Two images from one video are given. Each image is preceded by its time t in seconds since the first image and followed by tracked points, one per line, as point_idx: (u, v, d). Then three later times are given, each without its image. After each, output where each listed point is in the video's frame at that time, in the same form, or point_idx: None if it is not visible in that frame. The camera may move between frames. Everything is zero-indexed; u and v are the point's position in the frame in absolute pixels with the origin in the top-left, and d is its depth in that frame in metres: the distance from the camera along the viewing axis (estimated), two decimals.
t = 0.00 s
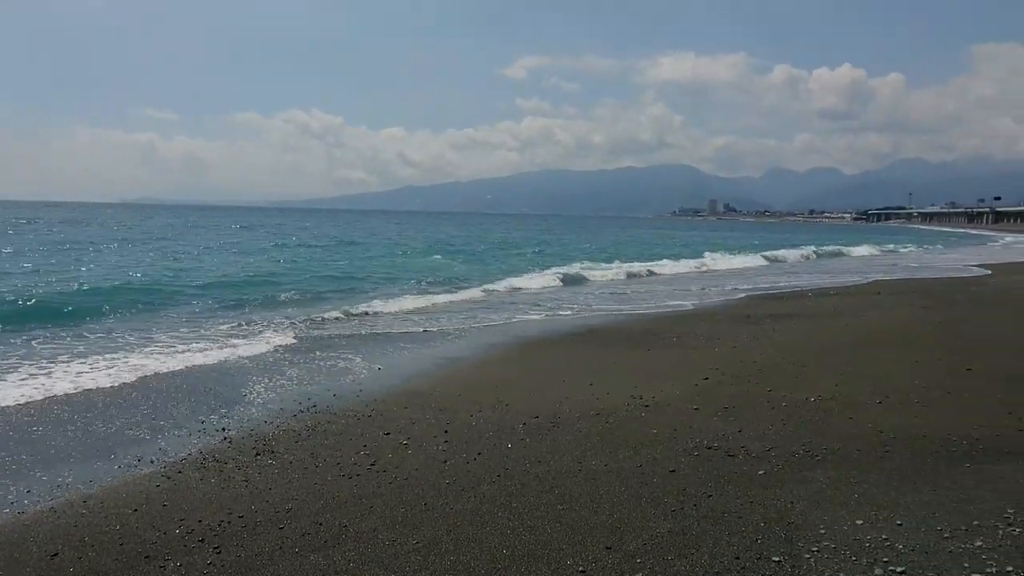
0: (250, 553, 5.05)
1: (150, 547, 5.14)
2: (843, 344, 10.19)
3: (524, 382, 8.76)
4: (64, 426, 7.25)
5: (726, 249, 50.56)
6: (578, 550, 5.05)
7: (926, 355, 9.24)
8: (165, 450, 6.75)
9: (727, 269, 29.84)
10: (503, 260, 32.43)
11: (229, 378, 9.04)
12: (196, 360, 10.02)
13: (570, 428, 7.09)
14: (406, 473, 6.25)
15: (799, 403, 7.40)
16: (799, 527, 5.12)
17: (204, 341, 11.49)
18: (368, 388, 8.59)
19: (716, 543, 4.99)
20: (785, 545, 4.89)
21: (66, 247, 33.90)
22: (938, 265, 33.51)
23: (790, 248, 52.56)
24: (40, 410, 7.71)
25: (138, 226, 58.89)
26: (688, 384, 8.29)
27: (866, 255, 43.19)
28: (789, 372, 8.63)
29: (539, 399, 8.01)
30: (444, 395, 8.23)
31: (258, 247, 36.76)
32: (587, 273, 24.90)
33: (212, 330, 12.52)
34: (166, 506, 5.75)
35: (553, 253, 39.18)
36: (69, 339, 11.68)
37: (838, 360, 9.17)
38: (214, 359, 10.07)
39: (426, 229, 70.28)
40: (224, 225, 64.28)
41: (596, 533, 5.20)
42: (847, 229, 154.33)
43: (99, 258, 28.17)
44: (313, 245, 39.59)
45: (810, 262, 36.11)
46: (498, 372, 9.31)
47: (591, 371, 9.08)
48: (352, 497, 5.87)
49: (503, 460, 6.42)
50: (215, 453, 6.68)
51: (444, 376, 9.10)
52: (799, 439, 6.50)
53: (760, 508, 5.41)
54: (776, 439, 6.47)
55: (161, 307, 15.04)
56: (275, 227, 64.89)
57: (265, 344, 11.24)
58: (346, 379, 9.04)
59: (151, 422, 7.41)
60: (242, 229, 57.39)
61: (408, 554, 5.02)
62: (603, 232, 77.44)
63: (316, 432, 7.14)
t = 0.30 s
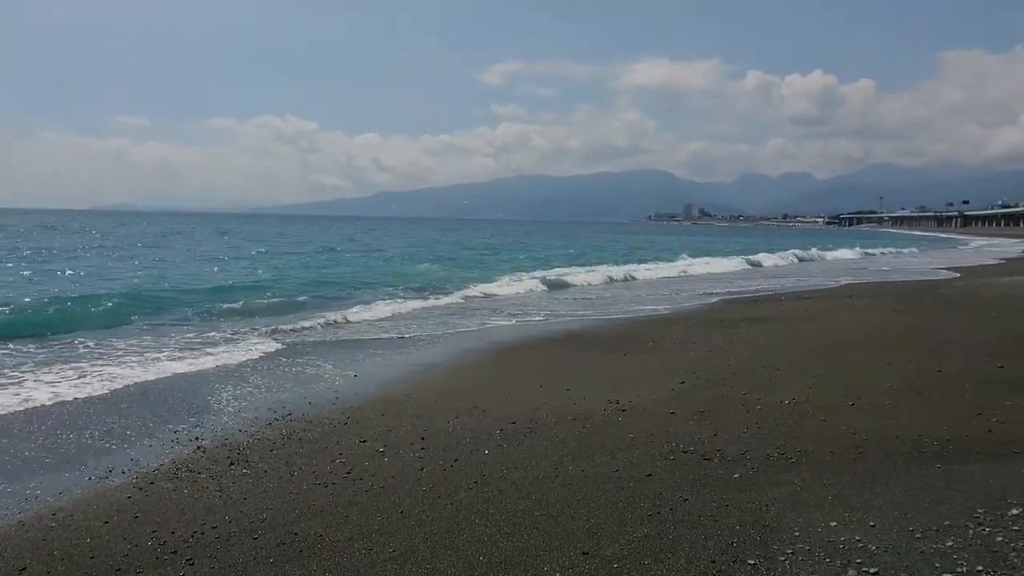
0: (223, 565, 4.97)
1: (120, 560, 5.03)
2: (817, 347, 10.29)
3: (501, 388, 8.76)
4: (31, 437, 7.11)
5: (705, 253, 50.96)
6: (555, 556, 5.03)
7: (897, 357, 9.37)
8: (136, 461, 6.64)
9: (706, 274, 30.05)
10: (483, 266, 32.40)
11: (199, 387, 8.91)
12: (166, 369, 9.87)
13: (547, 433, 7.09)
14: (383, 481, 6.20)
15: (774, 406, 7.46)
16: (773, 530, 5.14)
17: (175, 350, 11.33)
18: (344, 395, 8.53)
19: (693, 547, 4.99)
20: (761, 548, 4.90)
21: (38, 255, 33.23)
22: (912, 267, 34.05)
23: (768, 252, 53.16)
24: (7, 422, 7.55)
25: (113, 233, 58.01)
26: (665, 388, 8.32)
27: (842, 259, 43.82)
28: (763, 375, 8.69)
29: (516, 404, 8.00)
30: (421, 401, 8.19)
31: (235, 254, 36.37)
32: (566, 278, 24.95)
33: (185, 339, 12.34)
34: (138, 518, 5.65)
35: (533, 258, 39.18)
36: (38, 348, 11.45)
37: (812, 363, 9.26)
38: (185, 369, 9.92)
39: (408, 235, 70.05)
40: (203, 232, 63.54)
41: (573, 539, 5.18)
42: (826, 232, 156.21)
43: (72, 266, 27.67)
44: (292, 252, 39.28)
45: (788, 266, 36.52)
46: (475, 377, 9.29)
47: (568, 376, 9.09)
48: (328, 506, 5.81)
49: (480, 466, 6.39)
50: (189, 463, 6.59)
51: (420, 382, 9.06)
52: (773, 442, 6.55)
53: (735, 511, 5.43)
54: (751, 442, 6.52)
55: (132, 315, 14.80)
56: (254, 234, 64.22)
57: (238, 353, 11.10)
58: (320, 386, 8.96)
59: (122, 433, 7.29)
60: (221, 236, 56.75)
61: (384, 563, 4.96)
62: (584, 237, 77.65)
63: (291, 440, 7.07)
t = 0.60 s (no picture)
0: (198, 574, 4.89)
1: (93, 571, 4.94)
2: (793, 349, 10.39)
3: (479, 392, 8.75)
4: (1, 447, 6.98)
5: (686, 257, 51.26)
6: (533, 560, 5.00)
7: (871, 358, 9.49)
8: (110, 470, 6.54)
9: (688, 277, 30.21)
10: (465, 270, 32.36)
11: (174, 394, 8.81)
12: (139, 377, 9.75)
13: (525, 437, 7.09)
14: (361, 487, 6.15)
15: (751, 408, 7.51)
16: (749, 531, 5.15)
17: (150, 357, 11.20)
18: (322, 401, 8.48)
19: (671, 550, 4.98)
20: (738, 550, 4.91)
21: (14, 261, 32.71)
22: (889, 270, 34.52)
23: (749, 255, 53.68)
24: None
25: (92, 239, 57.27)
26: (643, 392, 8.35)
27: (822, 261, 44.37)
28: (740, 377, 8.76)
29: (495, 409, 8.00)
30: (400, 407, 8.16)
31: (215, 260, 35.99)
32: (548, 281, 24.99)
33: (161, 345, 12.20)
34: (111, 527, 5.56)
35: (516, 262, 39.17)
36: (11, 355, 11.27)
37: (787, 365, 9.34)
38: (158, 376, 9.81)
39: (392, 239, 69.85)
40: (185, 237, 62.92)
41: (551, 544, 5.16)
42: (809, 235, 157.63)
43: (50, 273, 27.28)
44: (273, 258, 38.94)
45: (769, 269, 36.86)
46: (454, 382, 9.28)
47: (547, 380, 9.11)
48: (305, 513, 5.75)
49: (459, 472, 6.37)
50: (164, 472, 6.51)
51: (399, 387, 9.04)
52: (749, 444, 6.59)
53: (712, 513, 5.44)
54: (728, 444, 6.55)
55: (106, 321, 14.61)
56: (236, 239, 63.70)
57: (214, 359, 11.01)
58: (298, 392, 8.90)
59: (96, 441, 7.19)
60: (203, 242, 56.24)
61: (361, 569, 4.90)
62: (567, 241, 77.78)
63: (269, 447, 7.01)
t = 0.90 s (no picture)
0: None
1: None
2: (773, 351, 10.46)
3: (460, 395, 8.75)
4: None
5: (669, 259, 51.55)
6: (513, 564, 4.98)
7: (848, 360, 9.60)
8: (86, 477, 6.45)
9: (672, 280, 30.39)
10: (449, 274, 32.32)
11: (151, 400, 8.71)
12: (115, 382, 9.64)
13: (506, 440, 7.10)
14: (340, 492, 6.11)
15: (730, 409, 7.56)
16: (729, 532, 5.16)
17: (127, 362, 11.06)
18: (302, 405, 8.44)
19: (650, 551, 4.98)
20: (718, 551, 4.91)
21: None
22: (869, 272, 34.93)
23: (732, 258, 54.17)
24: None
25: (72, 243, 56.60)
26: (624, 394, 8.38)
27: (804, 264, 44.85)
28: (719, 379, 8.82)
29: (476, 412, 8.00)
30: (380, 410, 8.14)
31: (197, 264, 35.64)
32: (532, 285, 25.03)
33: (139, 350, 12.07)
34: (86, 535, 5.46)
35: (500, 265, 39.16)
36: None
37: (765, 366, 9.42)
38: (135, 381, 9.70)
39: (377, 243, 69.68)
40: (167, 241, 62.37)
41: (532, 547, 5.13)
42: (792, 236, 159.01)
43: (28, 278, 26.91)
44: (255, 262, 38.67)
45: (753, 272, 37.16)
46: (435, 385, 9.28)
47: (528, 383, 9.12)
48: (285, 519, 5.69)
49: (439, 476, 6.34)
50: (141, 478, 6.43)
51: (380, 391, 9.01)
52: (728, 445, 6.64)
53: (692, 515, 5.45)
54: (707, 445, 6.59)
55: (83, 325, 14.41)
56: (218, 243, 63.12)
57: (192, 364, 10.91)
58: (278, 397, 8.84)
59: (71, 447, 7.10)
60: (185, 246, 55.79)
61: None
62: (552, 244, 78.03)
63: (248, 453, 6.96)
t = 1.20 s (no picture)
0: None
1: None
2: (754, 353, 10.53)
3: (443, 399, 8.73)
4: None
5: (654, 262, 51.74)
6: (497, 568, 4.96)
7: (828, 362, 9.68)
8: (64, 485, 6.36)
9: (657, 283, 30.53)
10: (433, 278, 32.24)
11: (130, 406, 8.60)
12: (93, 388, 9.51)
13: (489, 444, 7.09)
14: (323, 498, 6.06)
15: (711, 412, 7.60)
16: (712, 534, 5.17)
17: (106, 368, 10.92)
18: (284, 410, 8.38)
19: (634, 554, 4.98)
20: (701, 553, 4.92)
21: None
22: (850, 273, 35.33)
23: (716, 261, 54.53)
24: None
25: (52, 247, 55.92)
26: (606, 397, 8.40)
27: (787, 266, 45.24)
28: (700, 382, 8.86)
29: (459, 416, 7.99)
30: (362, 415, 8.11)
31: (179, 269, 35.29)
32: (517, 288, 25.05)
33: (116, 356, 11.91)
34: (64, 543, 5.37)
35: (485, 269, 39.10)
36: None
37: (746, 369, 9.47)
38: (114, 388, 9.57)
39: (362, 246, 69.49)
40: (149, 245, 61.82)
41: (515, 551, 5.12)
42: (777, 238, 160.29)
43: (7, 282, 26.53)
44: (240, 265, 38.37)
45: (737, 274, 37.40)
46: (418, 389, 9.26)
47: (512, 387, 9.12)
48: (266, 525, 5.63)
49: (422, 481, 6.32)
50: (121, 485, 6.34)
51: (361, 395, 8.99)
52: (710, 448, 6.67)
53: (675, 518, 5.46)
54: (689, 448, 6.62)
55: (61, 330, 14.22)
56: (203, 247, 62.65)
57: (173, 369, 10.80)
58: (260, 402, 8.78)
59: (49, 454, 7.00)
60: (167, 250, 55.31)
61: None
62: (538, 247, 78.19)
63: (229, 458, 6.90)
